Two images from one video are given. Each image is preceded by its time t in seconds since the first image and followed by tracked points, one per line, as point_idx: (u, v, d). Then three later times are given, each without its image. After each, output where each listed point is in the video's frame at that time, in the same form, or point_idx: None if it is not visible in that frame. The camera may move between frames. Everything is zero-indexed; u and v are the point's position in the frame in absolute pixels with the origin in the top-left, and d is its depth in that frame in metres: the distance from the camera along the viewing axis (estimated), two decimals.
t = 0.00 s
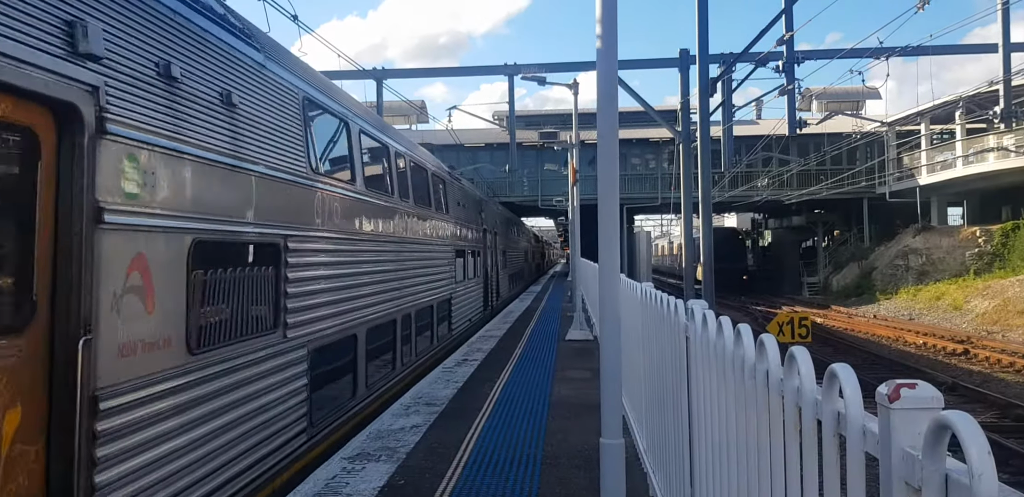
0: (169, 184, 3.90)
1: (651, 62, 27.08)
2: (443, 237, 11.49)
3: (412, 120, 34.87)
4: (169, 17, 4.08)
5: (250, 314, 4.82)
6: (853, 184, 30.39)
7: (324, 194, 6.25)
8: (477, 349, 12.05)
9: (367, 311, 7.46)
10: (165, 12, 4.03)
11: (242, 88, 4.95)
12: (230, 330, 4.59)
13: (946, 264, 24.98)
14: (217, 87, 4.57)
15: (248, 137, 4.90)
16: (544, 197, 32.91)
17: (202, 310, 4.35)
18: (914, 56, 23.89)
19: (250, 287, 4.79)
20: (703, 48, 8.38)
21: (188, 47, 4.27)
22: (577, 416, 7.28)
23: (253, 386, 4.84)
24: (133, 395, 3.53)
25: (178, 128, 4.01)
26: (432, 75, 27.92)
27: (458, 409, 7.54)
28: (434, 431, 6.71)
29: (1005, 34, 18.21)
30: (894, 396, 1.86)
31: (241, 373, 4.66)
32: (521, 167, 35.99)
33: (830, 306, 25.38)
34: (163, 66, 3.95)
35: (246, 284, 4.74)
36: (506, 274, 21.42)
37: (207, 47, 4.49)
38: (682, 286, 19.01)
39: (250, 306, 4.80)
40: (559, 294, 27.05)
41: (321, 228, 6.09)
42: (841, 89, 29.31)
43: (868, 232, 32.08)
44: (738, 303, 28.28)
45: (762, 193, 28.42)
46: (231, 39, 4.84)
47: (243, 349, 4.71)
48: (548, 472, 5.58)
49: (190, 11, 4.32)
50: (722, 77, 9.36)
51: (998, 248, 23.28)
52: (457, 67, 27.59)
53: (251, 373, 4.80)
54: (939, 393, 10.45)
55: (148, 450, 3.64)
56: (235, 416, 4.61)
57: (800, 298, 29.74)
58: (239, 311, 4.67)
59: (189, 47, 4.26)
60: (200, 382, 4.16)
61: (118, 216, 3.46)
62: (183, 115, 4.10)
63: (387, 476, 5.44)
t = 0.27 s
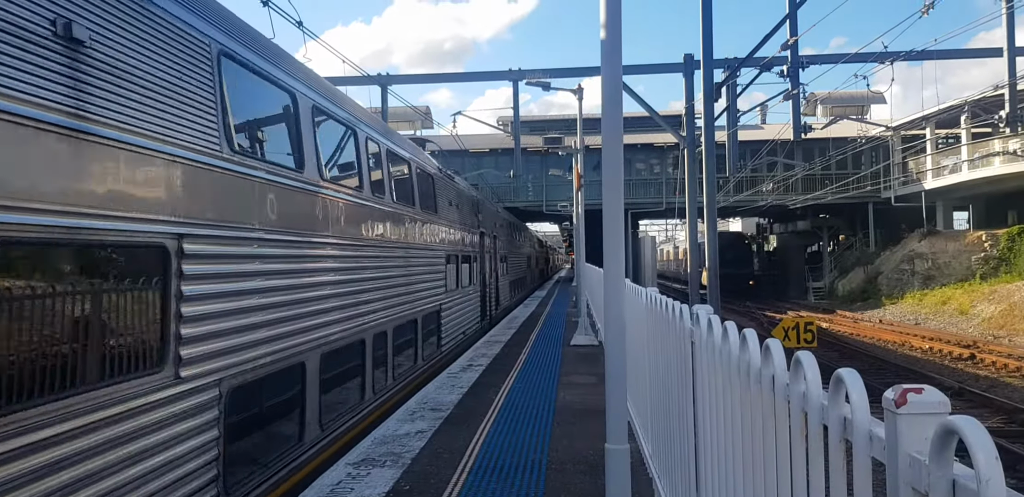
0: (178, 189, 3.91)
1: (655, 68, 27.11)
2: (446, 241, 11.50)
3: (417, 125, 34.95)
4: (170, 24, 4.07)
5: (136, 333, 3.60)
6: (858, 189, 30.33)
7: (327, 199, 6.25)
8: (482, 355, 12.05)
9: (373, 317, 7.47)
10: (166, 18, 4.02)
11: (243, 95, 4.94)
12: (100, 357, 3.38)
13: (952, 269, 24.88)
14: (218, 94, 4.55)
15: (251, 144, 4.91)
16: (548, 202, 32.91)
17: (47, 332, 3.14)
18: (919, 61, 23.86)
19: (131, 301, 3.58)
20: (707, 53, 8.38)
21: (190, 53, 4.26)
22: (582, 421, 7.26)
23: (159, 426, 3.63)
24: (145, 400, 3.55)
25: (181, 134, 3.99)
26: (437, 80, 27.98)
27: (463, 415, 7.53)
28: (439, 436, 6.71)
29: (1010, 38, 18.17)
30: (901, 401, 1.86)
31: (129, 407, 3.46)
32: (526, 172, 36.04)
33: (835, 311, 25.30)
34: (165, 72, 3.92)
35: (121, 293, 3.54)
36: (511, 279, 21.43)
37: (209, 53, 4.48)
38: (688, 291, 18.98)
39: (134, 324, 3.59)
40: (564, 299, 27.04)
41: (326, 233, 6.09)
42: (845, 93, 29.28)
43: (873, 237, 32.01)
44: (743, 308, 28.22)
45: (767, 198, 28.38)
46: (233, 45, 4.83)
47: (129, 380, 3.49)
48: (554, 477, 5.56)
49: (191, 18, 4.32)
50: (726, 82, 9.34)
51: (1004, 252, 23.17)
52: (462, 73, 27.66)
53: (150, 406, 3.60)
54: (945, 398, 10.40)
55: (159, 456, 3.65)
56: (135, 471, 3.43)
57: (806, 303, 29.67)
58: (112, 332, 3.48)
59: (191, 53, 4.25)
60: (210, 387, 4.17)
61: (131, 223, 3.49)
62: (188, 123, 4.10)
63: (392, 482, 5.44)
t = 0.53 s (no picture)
0: (181, 190, 3.90)
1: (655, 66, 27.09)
2: (447, 241, 11.51)
3: (417, 124, 34.96)
4: (168, 24, 4.04)
5: (73, 342, 2.96)
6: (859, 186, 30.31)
7: (328, 200, 6.24)
8: (483, 354, 12.06)
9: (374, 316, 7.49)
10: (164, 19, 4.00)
11: (243, 95, 4.92)
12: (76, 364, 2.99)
13: (953, 267, 24.86)
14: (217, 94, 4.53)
15: (252, 143, 4.90)
16: (549, 201, 32.90)
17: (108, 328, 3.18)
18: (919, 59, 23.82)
19: (73, 303, 2.94)
20: (706, 51, 8.37)
21: (188, 54, 4.23)
22: (583, 420, 7.27)
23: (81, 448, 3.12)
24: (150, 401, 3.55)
25: (181, 135, 3.97)
26: (436, 80, 27.99)
27: (464, 414, 7.55)
28: (440, 435, 6.72)
29: (1011, 35, 18.13)
30: (901, 401, 1.86)
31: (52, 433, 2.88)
32: (526, 171, 36.05)
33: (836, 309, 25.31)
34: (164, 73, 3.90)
35: (61, 295, 2.88)
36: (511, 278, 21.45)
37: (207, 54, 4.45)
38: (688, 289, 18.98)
39: (73, 333, 2.95)
40: (564, 298, 27.06)
41: (326, 233, 6.10)
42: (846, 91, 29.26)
43: (874, 235, 31.98)
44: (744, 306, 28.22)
45: (768, 196, 28.35)
46: (232, 46, 4.82)
47: (54, 397, 2.87)
48: (555, 477, 5.56)
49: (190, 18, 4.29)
50: (726, 80, 9.34)
51: (1005, 250, 23.13)
52: (462, 73, 27.67)
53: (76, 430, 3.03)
54: (945, 397, 10.40)
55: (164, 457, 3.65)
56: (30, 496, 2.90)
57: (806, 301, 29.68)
58: (46, 340, 2.80)
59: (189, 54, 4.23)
60: (212, 387, 4.18)
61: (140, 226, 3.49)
62: (189, 123, 4.10)
63: (392, 482, 5.45)
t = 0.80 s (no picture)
0: (181, 189, 3.89)
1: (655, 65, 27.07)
2: (447, 240, 11.52)
3: (417, 123, 34.94)
4: (170, 25, 4.02)
5: (72, 342, 2.94)
6: (859, 184, 30.30)
7: (329, 198, 6.24)
8: (483, 353, 12.07)
9: (375, 315, 7.50)
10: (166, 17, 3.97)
11: (243, 95, 4.92)
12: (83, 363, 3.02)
13: (953, 265, 24.86)
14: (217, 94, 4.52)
15: (252, 142, 4.91)
16: (549, 200, 32.89)
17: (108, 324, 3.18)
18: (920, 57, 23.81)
19: (67, 302, 2.89)
20: (707, 50, 8.36)
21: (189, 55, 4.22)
22: (584, 419, 7.29)
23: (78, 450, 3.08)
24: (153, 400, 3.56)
25: (180, 134, 3.95)
26: (436, 79, 27.98)
27: (465, 412, 7.56)
28: (441, 434, 6.73)
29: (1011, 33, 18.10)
30: (901, 400, 1.87)
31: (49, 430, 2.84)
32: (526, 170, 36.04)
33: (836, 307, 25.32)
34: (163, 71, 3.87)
35: (60, 295, 2.86)
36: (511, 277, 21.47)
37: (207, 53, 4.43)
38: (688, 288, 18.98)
39: (69, 332, 2.92)
40: (565, 297, 27.07)
41: (327, 232, 6.10)
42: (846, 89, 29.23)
43: (875, 233, 31.97)
44: (744, 305, 28.23)
45: (768, 195, 28.34)
46: (232, 45, 4.82)
47: (59, 396, 2.88)
48: (556, 475, 5.57)
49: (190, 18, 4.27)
50: (726, 79, 9.32)
51: (1006, 248, 23.11)
52: (462, 72, 27.65)
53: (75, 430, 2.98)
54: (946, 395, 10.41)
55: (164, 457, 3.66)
56: None
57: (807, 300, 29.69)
58: (39, 341, 2.74)
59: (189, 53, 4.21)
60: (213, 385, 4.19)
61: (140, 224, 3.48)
62: (191, 122, 4.10)
63: (394, 481, 5.46)
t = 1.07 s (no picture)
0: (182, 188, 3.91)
1: (654, 63, 27.08)
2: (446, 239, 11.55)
3: (416, 122, 34.91)
4: (171, 24, 4.04)
5: (63, 342, 2.90)
6: (858, 183, 30.30)
7: (330, 197, 6.26)
8: (483, 351, 12.08)
9: (374, 313, 7.51)
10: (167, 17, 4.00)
11: (243, 93, 4.93)
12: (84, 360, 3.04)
13: (953, 263, 24.88)
14: (218, 93, 4.54)
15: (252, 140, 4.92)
16: (549, 199, 32.87)
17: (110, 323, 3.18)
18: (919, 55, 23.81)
19: (57, 302, 2.86)
20: (706, 48, 8.36)
21: (189, 54, 4.23)
22: (583, 417, 7.30)
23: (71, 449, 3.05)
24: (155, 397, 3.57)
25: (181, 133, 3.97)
26: (435, 77, 27.96)
27: (464, 411, 7.57)
28: (440, 433, 6.74)
29: (1010, 31, 18.08)
30: (900, 400, 1.87)
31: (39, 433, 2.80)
32: (525, 169, 36.03)
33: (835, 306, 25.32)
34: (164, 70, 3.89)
35: (52, 294, 2.84)
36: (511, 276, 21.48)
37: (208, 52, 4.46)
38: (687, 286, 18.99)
39: (60, 331, 2.88)
40: (564, 295, 27.07)
41: (327, 230, 6.11)
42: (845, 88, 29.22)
43: (874, 232, 31.99)
44: (744, 303, 28.24)
45: (767, 193, 28.36)
46: (232, 43, 4.83)
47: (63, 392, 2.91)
48: (554, 474, 5.58)
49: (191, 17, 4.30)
50: (725, 77, 9.31)
51: (1005, 246, 23.13)
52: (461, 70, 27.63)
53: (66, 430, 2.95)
54: (945, 393, 10.41)
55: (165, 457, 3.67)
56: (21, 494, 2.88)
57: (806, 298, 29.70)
58: (27, 342, 2.70)
59: (190, 52, 4.23)
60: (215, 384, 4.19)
61: (141, 223, 3.50)
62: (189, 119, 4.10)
63: (393, 479, 5.47)
